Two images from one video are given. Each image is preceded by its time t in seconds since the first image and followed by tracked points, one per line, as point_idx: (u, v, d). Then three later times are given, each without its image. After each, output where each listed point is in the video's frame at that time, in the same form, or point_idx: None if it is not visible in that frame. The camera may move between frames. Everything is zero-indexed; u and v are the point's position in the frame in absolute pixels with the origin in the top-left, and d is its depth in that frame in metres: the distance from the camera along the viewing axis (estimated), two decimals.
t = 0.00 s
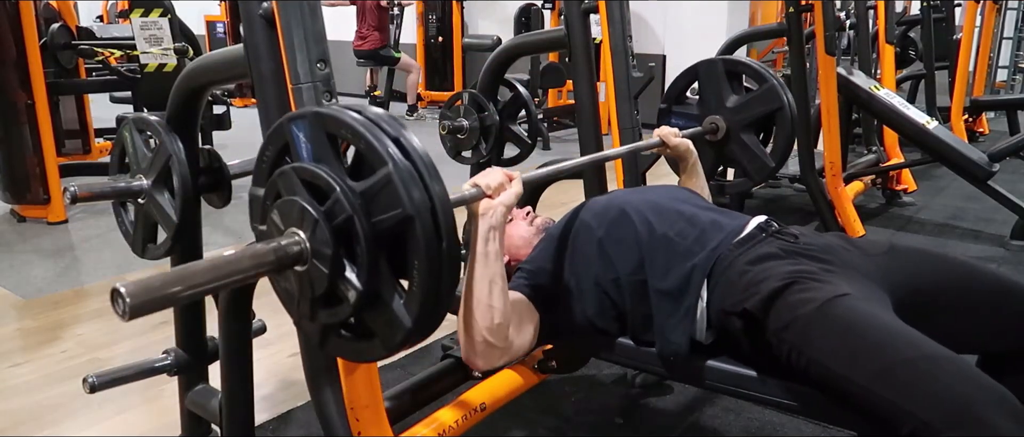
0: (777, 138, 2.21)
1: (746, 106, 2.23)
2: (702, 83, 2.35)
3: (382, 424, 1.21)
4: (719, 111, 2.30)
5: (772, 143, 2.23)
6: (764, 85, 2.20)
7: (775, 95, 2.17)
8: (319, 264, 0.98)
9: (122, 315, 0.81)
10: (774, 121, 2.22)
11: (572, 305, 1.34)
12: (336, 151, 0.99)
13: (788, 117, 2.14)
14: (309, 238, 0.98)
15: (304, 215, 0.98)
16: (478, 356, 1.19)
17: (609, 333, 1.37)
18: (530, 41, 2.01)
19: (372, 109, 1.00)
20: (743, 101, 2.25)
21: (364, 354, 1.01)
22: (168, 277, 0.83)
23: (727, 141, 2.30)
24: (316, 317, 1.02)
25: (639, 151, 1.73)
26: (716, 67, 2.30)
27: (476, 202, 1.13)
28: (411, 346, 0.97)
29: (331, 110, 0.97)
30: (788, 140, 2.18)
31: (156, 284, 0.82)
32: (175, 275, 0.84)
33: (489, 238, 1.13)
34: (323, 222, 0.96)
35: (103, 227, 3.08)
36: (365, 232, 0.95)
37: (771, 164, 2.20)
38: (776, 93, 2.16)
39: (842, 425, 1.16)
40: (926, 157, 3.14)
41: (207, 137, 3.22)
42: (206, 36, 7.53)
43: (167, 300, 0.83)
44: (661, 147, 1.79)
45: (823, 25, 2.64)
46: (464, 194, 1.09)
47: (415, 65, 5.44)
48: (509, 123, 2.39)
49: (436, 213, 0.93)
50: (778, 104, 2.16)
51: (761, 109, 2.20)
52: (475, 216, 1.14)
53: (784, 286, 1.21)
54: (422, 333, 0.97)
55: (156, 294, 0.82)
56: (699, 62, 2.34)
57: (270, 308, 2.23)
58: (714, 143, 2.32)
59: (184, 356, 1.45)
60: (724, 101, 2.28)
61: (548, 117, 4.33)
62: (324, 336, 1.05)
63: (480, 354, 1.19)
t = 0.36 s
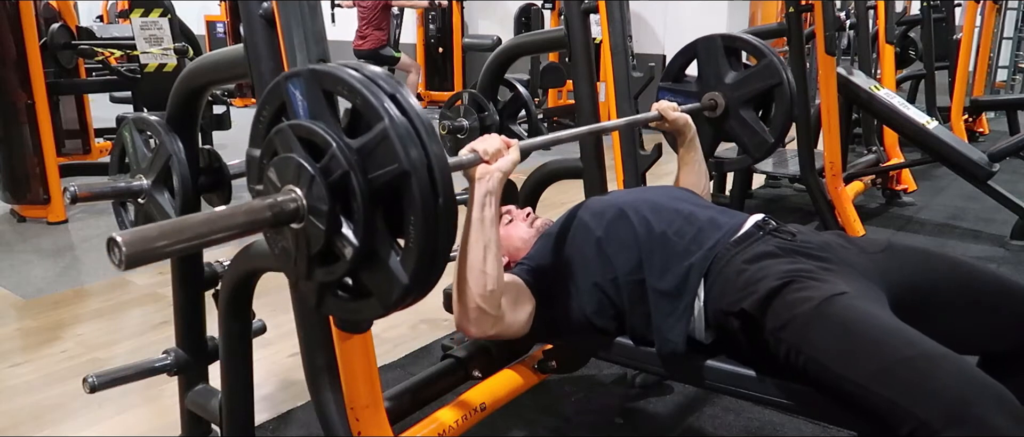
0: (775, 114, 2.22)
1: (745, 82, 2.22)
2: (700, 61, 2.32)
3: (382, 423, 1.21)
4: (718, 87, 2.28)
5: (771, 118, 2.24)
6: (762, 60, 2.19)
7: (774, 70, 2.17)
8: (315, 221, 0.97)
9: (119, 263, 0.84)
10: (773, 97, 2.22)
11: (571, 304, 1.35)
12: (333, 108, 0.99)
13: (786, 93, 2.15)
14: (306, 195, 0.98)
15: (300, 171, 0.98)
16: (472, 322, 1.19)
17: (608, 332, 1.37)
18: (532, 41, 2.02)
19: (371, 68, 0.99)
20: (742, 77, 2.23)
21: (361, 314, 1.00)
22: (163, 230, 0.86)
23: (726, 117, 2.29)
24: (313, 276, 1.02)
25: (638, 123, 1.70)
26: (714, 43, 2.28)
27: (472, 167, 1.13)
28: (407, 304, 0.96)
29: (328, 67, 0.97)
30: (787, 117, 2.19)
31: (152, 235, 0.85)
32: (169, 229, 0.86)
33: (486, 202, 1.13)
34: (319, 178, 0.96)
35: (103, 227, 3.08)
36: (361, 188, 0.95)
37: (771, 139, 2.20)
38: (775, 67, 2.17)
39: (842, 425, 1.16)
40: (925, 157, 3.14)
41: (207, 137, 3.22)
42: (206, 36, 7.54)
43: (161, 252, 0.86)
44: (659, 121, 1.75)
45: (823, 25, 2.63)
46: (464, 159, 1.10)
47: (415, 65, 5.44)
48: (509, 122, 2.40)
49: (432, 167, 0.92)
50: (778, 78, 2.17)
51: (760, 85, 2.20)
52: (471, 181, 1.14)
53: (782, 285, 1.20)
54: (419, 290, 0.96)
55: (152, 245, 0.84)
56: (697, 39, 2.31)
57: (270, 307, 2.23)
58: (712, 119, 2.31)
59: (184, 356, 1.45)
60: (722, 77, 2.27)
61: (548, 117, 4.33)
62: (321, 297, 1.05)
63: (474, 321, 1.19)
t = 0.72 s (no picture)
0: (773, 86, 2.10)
1: (742, 57, 2.13)
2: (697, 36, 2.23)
3: (381, 423, 1.20)
4: (715, 62, 2.18)
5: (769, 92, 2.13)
6: (760, 35, 2.10)
7: (772, 45, 2.07)
8: (312, 160, 0.95)
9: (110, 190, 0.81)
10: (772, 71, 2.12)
11: (570, 304, 1.36)
12: (331, 47, 0.98)
13: (785, 66, 2.05)
14: (303, 134, 0.96)
15: (297, 109, 0.96)
16: (471, 281, 1.21)
17: (607, 331, 1.37)
18: (532, 41, 2.02)
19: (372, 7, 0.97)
20: (739, 51, 2.14)
21: (357, 259, 0.99)
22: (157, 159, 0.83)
23: (723, 93, 2.18)
24: (309, 220, 1.00)
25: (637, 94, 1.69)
26: (711, 17, 2.18)
27: (470, 122, 1.11)
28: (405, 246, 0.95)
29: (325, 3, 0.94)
30: (785, 92, 2.09)
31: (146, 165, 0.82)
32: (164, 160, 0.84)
33: (484, 158, 1.12)
34: (317, 115, 0.94)
35: (103, 227, 3.08)
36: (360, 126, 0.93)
37: (769, 113, 2.10)
38: (774, 41, 2.07)
39: (842, 425, 1.15)
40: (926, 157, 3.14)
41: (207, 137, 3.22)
42: (206, 36, 7.54)
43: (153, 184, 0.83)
44: (657, 91, 1.74)
45: (823, 25, 2.64)
46: (461, 112, 1.07)
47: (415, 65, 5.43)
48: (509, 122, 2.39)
49: (431, 104, 0.90)
50: (776, 51, 2.06)
51: (758, 60, 2.10)
52: (469, 135, 1.12)
53: (781, 285, 1.21)
54: (416, 233, 0.94)
55: (145, 174, 0.82)
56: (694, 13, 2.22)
57: (270, 307, 2.23)
58: (709, 95, 2.20)
59: (184, 356, 1.45)
60: (719, 52, 2.16)
61: (548, 117, 4.33)
62: (316, 242, 1.03)
63: (473, 279, 1.20)
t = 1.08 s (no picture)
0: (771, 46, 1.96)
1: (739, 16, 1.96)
2: None
3: (382, 423, 1.20)
4: (710, 22, 2.00)
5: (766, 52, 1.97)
6: None
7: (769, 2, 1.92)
8: (303, 75, 0.93)
9: (92, 87, 0.79)
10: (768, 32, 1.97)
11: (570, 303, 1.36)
12: None
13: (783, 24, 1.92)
14: (294, 47, 0.93)
15: (289, 22, 0.93)
16: (489, 214, 1.25)
17: (607, 331, 1.37)
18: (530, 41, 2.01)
19: None
20: (736, 10, 1.97)
21: (350, 182, 0.96)
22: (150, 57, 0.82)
23: (719, 54, 2.01)
24: (299, 141, 0.97)
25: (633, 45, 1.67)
26: None
27: (466, 57, 1.11)
28: (400, 165, 0.93)
29: None
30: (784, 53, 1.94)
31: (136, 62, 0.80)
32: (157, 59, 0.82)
33: (483, 94, 1.15)
34: (310, 27, 0.91)
35: (104, 227, 3.08)
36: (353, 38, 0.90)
37: (766, 73, 1.93)
38: None
39: (842, 425, 1.15)
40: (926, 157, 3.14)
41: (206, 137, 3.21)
42: (205, 36, 7.54)
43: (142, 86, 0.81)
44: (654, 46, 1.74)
45: (823, 25, 2.64)
46: (460, 45, 1.09)
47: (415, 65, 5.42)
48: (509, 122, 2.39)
49: (428, 16, 0.88)
50: (772, 10, 1.91)
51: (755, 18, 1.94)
52: (466, 71, 1.13)
53: (781, 286, 1.20)
54: (412, 152, 0.92)
55: (128, 73, 0.79)
56: None
57: (271, 308, 2.23)
58: (704, 56, 2.03)
59: (184, 356, 1.45)
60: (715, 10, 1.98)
61: (548, 117, 4.33)
62: (306, 168, 1.00)
63: (490, 212, 1.25)
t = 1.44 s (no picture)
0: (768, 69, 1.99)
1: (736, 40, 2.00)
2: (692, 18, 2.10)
3: (382, 423, 1.21)
4: (709, 44, 2.06)
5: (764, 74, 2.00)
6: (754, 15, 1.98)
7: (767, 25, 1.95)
8: (315, 130, 0.91)
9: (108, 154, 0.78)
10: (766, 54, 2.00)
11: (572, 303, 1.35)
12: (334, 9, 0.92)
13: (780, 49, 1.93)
14: (306, 101, 0.91)
15: (301, 76, 0.91)
16: (490, 256, 1.23)
17: (608, 331, 1.37)
18: (531, 41, 2.01)
19: None
20: (734, 33, 2.02)
21: (361, 233, 0.94)
22: (161, 123, 0.79)
23: (718, 76, 2.07)
24: (310, 193, 0.96)
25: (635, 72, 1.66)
26: None
27: (471, 96, 1.10)
28: (411, 221, 0.91)
29: None
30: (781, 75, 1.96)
31: (147, 131, 0.78)
32: (167, 126, 0.79)
33: (489, 132, 1.12)
34: (321, 83, 0.89)
35: (104, 227, 3.08)
36: (365, 94, 0.88)
37: (764, 95, 1.97)
38: (767, 23, 1.95)
39: (842, 425, 1.15)
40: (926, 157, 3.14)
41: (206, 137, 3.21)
42: (206, 36, 7.54)
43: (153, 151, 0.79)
44: (654, 72, 1.74)
45: (823, 25, 2.65)
46: (464, 86, 1.07)
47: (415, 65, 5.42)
48: (509, 122, 2.39)
49: (439, 71, 0.86)
50: (769, 33, 1.95)
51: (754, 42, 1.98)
52: (472, 111, 1.10)
53: (782, 285, 1.21)
54: (424, 207, 0.90)
55: (144, 139, 0.78)
56: None
57: (271, 307, 2.23)
58: (704, 78, 2.09)
59: (184, 356, 1.45)
60: (712, 33, 2.05)
61: (548, 117, 4.34)
62: (317, 216, 0.99)
63: (491, 253, 1.22)
